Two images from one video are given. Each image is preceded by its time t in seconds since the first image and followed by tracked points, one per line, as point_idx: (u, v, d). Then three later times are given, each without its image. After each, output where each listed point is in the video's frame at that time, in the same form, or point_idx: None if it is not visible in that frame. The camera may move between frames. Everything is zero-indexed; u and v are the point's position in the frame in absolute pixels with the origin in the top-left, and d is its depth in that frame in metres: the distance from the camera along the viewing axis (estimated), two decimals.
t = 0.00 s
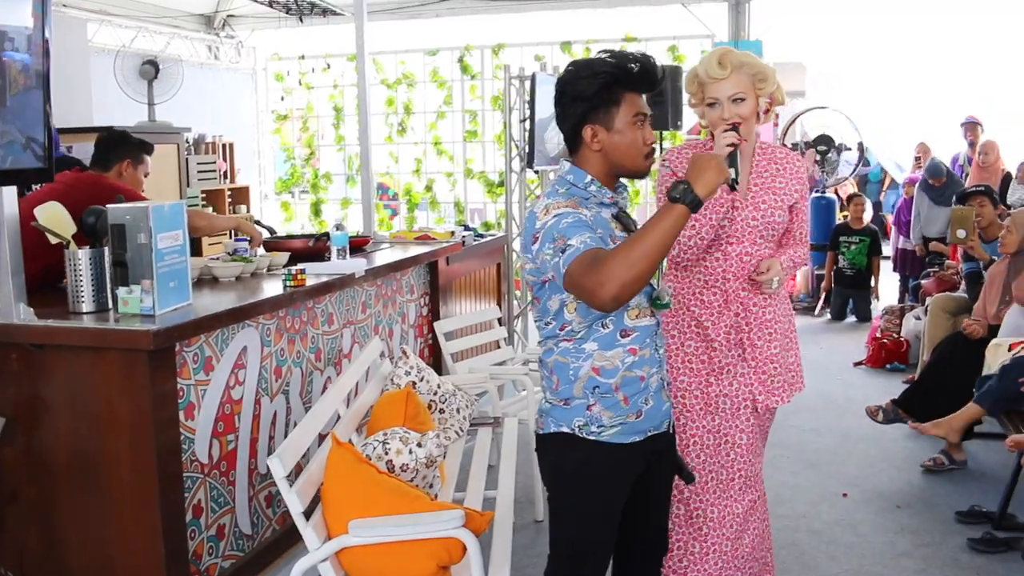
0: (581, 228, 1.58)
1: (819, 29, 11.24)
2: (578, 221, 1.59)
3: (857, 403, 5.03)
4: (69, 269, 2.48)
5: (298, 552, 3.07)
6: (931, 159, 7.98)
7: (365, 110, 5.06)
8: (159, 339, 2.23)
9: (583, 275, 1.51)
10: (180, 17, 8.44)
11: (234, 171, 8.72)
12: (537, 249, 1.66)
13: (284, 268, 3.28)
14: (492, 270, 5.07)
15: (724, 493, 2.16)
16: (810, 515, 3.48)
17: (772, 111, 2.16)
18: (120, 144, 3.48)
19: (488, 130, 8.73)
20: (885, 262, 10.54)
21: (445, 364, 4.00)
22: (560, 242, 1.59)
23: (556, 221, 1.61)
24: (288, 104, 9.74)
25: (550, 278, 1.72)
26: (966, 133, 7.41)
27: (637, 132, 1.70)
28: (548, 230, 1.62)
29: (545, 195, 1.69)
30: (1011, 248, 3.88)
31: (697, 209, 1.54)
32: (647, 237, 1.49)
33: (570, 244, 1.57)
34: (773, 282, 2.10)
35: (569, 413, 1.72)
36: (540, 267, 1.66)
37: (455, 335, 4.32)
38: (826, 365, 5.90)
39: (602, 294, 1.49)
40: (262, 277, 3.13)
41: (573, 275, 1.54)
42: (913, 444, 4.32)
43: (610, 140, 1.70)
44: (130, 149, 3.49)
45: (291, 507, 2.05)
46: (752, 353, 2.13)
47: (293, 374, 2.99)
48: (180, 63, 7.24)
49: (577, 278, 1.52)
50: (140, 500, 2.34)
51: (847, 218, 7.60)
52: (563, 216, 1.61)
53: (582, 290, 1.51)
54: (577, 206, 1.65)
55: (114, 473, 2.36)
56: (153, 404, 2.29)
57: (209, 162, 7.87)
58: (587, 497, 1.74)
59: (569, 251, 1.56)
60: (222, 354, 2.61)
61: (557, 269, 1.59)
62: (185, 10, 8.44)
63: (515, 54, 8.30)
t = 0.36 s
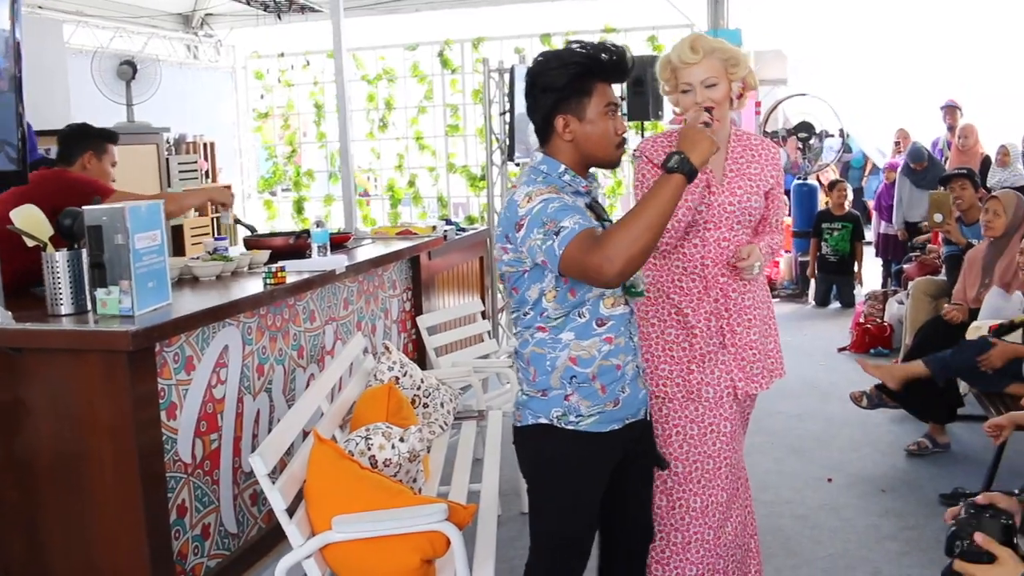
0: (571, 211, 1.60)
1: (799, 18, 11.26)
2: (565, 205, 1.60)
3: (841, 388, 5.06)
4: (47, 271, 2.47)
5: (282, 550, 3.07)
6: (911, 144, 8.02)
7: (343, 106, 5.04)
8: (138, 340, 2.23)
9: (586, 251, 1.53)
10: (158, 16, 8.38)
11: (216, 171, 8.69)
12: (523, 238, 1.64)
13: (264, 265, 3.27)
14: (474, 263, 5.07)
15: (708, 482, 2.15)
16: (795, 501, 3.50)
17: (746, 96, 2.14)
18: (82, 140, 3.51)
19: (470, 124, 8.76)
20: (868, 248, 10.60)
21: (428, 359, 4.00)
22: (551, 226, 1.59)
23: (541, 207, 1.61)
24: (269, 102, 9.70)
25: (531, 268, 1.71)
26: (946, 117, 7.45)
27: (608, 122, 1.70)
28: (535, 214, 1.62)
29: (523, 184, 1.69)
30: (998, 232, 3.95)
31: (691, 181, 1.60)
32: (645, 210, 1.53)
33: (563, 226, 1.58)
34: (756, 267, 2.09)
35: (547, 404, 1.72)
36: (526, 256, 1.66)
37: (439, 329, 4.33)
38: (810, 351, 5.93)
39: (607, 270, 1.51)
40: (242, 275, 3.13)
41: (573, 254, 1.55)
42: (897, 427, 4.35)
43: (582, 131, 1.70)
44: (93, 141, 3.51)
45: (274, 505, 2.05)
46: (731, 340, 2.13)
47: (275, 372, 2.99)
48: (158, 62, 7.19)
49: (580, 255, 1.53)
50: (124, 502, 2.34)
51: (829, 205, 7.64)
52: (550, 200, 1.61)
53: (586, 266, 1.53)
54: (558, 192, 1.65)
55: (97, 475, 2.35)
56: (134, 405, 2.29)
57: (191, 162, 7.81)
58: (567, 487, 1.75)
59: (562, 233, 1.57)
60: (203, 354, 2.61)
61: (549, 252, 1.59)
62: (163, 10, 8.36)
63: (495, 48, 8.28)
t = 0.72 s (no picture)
0: (559, 212, 1.61)
1: (782, 18, 11.32)
2: (553, 206, 1.62)
3: (823, 386, 5.10)
4: (26, 272, 2.46)
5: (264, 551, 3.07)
6: (894, 143, 8.07)
7: (326, 106, 5.04)
8: (118, 340, 2.22)
9: (580, 252, 1.55)
10: (141, 17, 8.35)
11: (200, 172, 8.67)
12: (510, 239, 1.64)
13: (247, 266, 3.27)
14: (458, 263, 5.08)
15: (684, 480, 2.17)
16: (777, 499, 3.52)
17: (722, 89, 2.08)
18: (30, 137, 3.35)
19: (454, 124, 8.77)
20: (852, 247, 10.66)
21: (412, 359, 4.01)
22: (540, 227, 1.60)
23: (529, 208, 1.62)
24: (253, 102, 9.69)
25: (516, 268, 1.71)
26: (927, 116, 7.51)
27: (587, 122, 1.71)
28: (523, 216, 1.62)
29: (506, 184, 1.69)
30: (982, 229, 3.99)
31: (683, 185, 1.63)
32: (640, 213, 1.56)
33: (553, 228, 1.59)
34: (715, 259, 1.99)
35: (530, 402, 1.73)
36: (514, 257, 1.65)
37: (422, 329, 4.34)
38: (794, 350, 5.96)
39: (605, 272, 1.53)
40: (224, 276, 3.13)
41: (566, 255, 1.56)
42: (879, 425, 4.39)
43: (562, 130, 1.70)
44: (40, 135, 3.34)
45: (254, 504, 2.05)
46: (706, 339, 2.14)
47: (258, 373, 2.99)
48: (139, 63, 7.17)
49: (574, 256, 1.55)
50: (105, 504, 2.33)
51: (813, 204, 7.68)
52: (537, 202, 1.62)
53: (580, 267, 1.54)
54: (543, 192, 1.65)
55: (77, 476, 2.35)
56: (115, 406, 2.29)
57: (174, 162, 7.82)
58: (548, 486, 1.76)
59: (554, 234, 1.58)
60: (184, 354, 2.61)
61: (539, 253, 1.60)
62: (145, 10, 8.33)
63: (478, 48, 8.29)
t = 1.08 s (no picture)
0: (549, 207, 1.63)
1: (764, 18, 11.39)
2: (541, 201, 1.64)
3: (806, 384, 5.13)
4: (6, 274, 2.45)
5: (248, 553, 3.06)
6: (874, 142, 8.14)
7: (308, 107, 5.03)
8: (100, 342, 2.22)
9: (574, 244, 1.57)
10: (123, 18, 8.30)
11: (182, 174, 8.63)
12: (498, 233, 1.65)
13: (229, 267, 3.26)
14: (442, 263, 5.08)
15: (661, 479, 2.17)
16: (761, 497, 3.55)
17: (699, 93, 2.09)
18: None
19: (436, 124, 8.78)
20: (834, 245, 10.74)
21: (396, 359, 4.01)
22: (531, 220, 1.62)
23: (516, 204, 1.63)
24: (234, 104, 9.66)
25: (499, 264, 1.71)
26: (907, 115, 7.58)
27: (568, 122, 1.73)
28: (512, 210, 1.63)
29: (490, 180, 1.69)
30: (966, 226, 4.02)
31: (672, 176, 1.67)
32: (634, 201, 1.59)
33: (544, 220, 1.61)
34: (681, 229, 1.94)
35: (511, 401, 1.74)
36: (502, 251, 1.66)
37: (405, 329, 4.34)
38: (776, 348, 6.00)
39: (602, 259, 1.57)
40: (206, 277, 3.12)
41: (558, 247, 1.58)
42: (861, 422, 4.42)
43: (542, 130, 1.72)
44: (6, 139, 3.01)
45: (237, 506, 2.05)
46: (684, 338, 2.13)
47: (241, 374, 2.99)
48: (120, 65, 7.12)
49: (568, 248, 1.57)
50: (89, 506, 2.33)
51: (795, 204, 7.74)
52: (526, 196, 1.64)
53: (575, 259, 1.57)
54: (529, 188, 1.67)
55: (59, 479, 2.34)
56: (97, 408, 2.28)
57: (155, 164, 7.80)
58: (531, 483, 1.77)
59: (545, 227, 1.60)
60: (167, 356, 2.60)
61: (529, 245, 1.60)
62: (126, 12, 8.27)
63: (461, 48, 8.28)
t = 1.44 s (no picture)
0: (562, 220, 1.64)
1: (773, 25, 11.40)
2: (556, 212, 1.65)
3: (814, 391, 5.13)
4: (20, 277, 2.46)
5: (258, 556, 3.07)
6: (884, 149, 8.14)
7: (320, 111, 5.06)
8: (114, 344, 2.23)
9: (589, 256, 1.59)
10: (134, 21, 8.33)
11: (192, 177, 8.65)
12: (512, 244, 1.66)
13: (241, 271, 3.28)
14: (452, 268, 5.10)
15: (666, 486, 2.17)
16: (770, 504, 3.55)
17: (711, 100, 2.04)
18: (19, 152, 3.03)
19: (446, 129, 8.81)
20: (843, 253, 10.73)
21: (406, 363, 4.02)
22: (545, 233, 1.63)
23: (531, 215, 1.65)
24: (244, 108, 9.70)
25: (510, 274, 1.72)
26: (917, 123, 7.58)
27: (582, 129, 1.74)
28: (525, 223, 1.64)
29: (503, 189, 1.70)
30: (984, 236, 4.00)
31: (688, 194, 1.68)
32: (650, 216, 1.61)
33: (558, 234, 1.62)
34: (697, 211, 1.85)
35: (523, 407, 1.75)
36: (515, 261, 1.67)
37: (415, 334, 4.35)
38: (784, 356, 6.00)
39: (617, 273, 1.59)
40: (218, 281, 3.14)
41: (572, 259, 1.59)
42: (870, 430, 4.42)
43: (558, 138, 1.72)
44: (28, 153, 3.02)
45: (249, 508, 2.06)
46: (690, 346, 2.11)
47: (252, 377, 3.00)
48: (132, 67, 7.15)
49: (581, 260, 1.59)
50: (101, 508, 2.34)
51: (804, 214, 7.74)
52: (540, 208, 1.65)
53: (590, 271, 1.59)
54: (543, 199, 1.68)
55: (71, 480, 2.35)
56: (111, 410, 2.29)
57: (166, 167, 7.85)
58: (541, 489, 1.77)
59: (560, 240, 1.61)
60: (179, 358, 2.61)
61: (544, 258, 1.62)
62: (138, 14, 8.31)
63: (470, 53, 8.29)
